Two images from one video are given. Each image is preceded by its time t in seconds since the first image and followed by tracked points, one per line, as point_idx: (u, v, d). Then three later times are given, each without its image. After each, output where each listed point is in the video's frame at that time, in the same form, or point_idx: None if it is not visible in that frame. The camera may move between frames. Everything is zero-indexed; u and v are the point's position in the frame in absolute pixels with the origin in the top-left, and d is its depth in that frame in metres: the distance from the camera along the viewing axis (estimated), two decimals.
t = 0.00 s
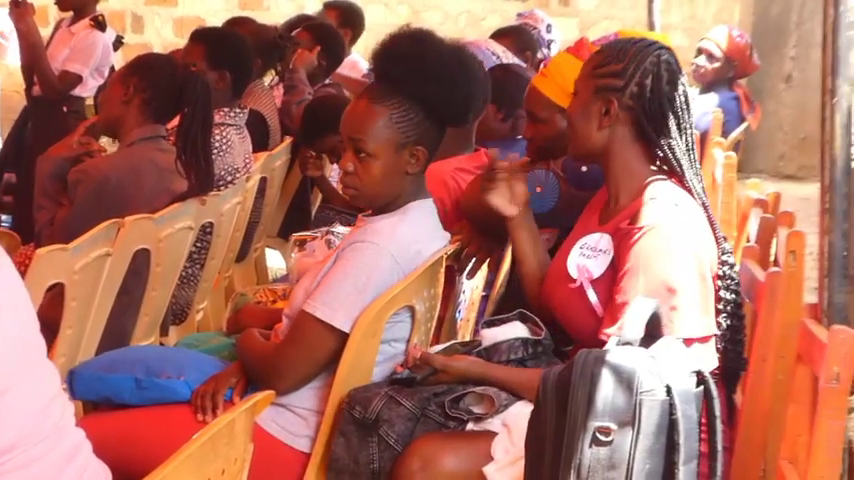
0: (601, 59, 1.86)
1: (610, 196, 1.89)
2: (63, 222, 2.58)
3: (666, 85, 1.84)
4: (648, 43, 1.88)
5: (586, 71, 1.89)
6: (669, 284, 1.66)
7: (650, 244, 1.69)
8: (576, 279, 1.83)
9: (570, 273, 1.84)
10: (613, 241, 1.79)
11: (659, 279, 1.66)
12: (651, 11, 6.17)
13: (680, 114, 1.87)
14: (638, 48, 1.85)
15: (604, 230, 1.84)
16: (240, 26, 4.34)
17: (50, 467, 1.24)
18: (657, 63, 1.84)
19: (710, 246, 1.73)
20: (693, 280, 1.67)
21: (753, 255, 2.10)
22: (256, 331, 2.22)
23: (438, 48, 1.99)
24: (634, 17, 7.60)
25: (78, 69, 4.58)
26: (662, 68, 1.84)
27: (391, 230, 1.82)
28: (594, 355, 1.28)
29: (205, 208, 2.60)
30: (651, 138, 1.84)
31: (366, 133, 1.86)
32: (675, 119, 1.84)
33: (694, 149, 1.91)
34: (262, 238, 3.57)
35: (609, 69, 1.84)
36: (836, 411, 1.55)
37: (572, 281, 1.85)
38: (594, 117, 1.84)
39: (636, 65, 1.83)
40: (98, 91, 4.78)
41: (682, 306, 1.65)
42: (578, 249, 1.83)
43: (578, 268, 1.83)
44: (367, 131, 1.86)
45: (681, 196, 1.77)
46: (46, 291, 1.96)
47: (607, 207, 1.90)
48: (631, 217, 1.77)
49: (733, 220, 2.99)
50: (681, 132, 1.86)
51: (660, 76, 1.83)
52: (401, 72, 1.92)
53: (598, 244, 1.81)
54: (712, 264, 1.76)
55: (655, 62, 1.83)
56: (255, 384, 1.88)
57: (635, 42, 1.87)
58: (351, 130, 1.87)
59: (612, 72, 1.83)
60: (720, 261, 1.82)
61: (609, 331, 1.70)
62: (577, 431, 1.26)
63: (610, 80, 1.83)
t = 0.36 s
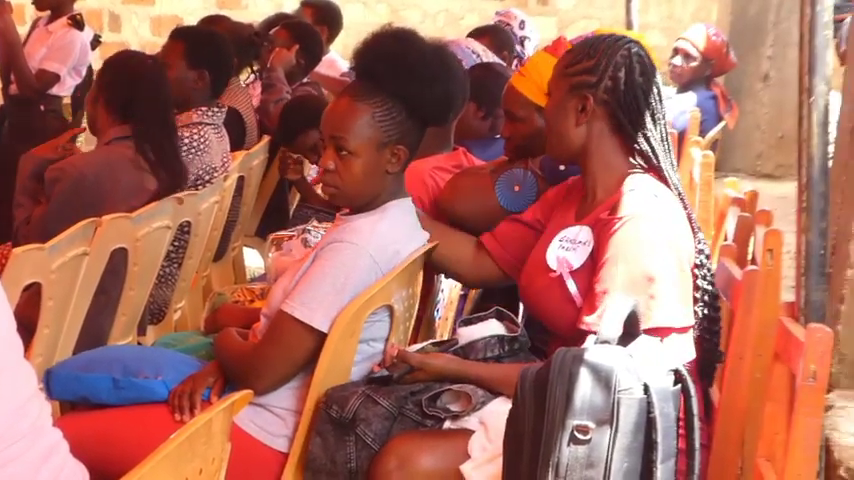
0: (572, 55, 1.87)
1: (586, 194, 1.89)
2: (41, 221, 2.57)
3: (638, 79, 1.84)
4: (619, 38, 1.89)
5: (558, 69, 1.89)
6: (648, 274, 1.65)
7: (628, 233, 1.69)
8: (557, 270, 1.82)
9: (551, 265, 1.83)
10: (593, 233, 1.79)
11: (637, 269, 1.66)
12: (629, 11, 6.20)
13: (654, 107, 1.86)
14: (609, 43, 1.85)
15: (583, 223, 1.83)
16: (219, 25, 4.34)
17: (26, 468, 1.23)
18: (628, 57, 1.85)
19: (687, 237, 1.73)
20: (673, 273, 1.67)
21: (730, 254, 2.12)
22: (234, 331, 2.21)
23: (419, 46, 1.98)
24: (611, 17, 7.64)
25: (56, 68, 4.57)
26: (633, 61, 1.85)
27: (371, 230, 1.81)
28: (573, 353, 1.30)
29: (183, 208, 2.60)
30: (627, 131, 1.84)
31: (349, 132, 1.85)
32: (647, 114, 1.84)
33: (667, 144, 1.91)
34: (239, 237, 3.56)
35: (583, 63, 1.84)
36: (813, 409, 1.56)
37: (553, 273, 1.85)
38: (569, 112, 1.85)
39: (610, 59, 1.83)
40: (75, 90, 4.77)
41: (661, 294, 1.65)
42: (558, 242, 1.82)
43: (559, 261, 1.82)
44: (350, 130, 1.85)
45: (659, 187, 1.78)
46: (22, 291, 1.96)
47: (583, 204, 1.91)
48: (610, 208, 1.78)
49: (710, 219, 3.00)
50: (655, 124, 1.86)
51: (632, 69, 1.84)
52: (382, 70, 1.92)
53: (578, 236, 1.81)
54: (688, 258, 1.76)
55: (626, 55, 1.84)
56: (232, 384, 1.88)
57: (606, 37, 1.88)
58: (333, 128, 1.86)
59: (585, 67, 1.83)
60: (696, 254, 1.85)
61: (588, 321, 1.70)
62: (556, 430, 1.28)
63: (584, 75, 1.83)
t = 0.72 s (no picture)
0: (516, 58, 1.89)
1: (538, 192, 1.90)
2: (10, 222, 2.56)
3: (583, 80, 1.86)
4: (562, 38, 1.91)
5: (504, 73, 1.90)
6: (598, 264, 1.68)
7: (577, 226, 1.70)
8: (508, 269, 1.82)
9: (501, 264, 1.83)
10: (543, 230, 1.79)
11: (586, 259, 1.68)
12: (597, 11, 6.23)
13: (599, 104, 1.88)
14: (553, 45, 1.87)
15: (533, 221, 1.83)
16: (189, 25, 4.34)
17: None
18: (572, 57, 1.87)
19: (639, 234, 1.76)
20: (624, 263, 1.70)
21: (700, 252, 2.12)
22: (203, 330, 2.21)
23: (389, 47, 2.00)
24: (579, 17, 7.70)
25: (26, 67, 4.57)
26: (578, 59, 1.87)
27: (340, 229, 1.81)
28: (543, 351, 1.30)
29: (151, 209, 2.59)
30: (574, 128, 1.84)
31: (320, 130, 1.85)
32: (594, 114, 1.86)
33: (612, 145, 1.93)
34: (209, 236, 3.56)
35: (527, 65, 1.86)
36: (781, 406, 1.56)
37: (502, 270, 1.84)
38: (519, 116, 1.86)
39: (554, 61, 1.85)
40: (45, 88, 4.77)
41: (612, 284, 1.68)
42: (508, 240, 1.82)
43: (509, 259, 1.82)
44: (321, 128, 1.85)
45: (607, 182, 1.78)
46: None
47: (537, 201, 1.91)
48: (559, 205, 1.78)
49: (679, 217, 3.01)
50: (601, 123, 1.88)
51: (577, 69, 1.86)
52: (354, 68, 1.93)
53: (528, 234, 1.81)
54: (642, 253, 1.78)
55: (571, 56, 1.86)
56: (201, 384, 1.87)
57: (549, 39, 1.90)
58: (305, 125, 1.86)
59: (530, 68, 1.85)
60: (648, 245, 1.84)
61: (541, 317, 1.71)
62: (525, 428, 1.28)
63: (531, 77, 1.85)
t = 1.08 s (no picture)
0: (487, 56, 1.89)
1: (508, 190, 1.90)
2: None
3: (554, 78, 1.87)
4: (532, 35, 1.93)
5: (473, 71, 1.90)
6: (571, 266, 1.68)
7: (548, 227, 1.70)
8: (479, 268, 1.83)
9: (473, 263, 1.84)
10: (513, 229, 1.80)
11: (558, 260, 1.68)
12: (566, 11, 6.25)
13: (569, 103, 1.89)
14: (523, 43, 1.89)
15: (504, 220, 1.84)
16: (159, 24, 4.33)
17: None
18: (543, 54, 1.89)
19: (609, 233, 1.76)
20: (592, 260, 1.70)
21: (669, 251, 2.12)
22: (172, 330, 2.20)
23: (360, 46, 2.00)
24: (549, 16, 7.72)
25: None
26: (549, 58, 1.89)
27: (310, 228, 1.81)
28: (513, 350, 1.29)
29: (120, 208, 2.58)
30: (546, 129, 1.85)
31: (291, 128, 1.85)
32: (565, 112, 1.87)
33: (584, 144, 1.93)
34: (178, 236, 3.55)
35: (498, 63, 1.87)
36: (749, 405, 1.56)
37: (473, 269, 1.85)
38: (490, 115, 1.86)
39: (524, 59, 1.87)
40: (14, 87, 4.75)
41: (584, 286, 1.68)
42: (479, 239, 1.83)
43: (480, 258, 1.83)
44: (292, 126, 1.85)
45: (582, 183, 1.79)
46: None
47: (507, 200, 1.91)
48: (531, 205, 1.78)
49: (649, 216, 3.01)
50: (571, 120, 1.88)
51: (548, 67, 1.87)
52: (325, 66, 1.93)
53: (498, 233, 1.82)
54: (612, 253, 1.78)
55: (541, 53, 1.88)
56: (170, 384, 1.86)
57: (519, 37, 1.91)
58: (275, 124, 1.85)
59: (500, 67, 1.86)
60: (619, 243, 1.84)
61: (511, 317, 1.70)
62: (496, 427, 1.27)
63: (501, 75, 1.85)
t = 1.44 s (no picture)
0: (465, 55, 1.89)
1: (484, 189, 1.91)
2: None
3: (531, 79, 1.86)
4: (512, 34, 1.92)
5: (450, 69, 1.91)
6: (546, 268, 1.67)
7: (523, 228, 1.70)
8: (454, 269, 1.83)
9: (447, 263, 1.83)
10: (489, 229, 1.80)
11: (534, 261, 1.68)
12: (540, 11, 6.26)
13: (546, 104, 1.88)
14: (501, 41, 1.88)
15: (480, 221, 1.84)
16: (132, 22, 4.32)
17: None
18: (521, 54, 1.87)
19: (583, 234, 1.76)
20: (568, 263, 1.70)
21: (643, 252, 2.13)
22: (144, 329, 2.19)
23: (335, 47, 2.00)
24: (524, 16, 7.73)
25: None
26: (526, 58, 1.87)
27: (284, 228, 1.80)
28: (487, 350, 1.29)
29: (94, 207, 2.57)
30: (521, 129, 1.85)
31: (261, 124, 1.84)
32: (541, 112, 1.87)
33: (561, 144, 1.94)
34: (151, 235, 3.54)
35: (475, 62, 1.86)
36: (724, 405, 1.55)
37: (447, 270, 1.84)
38: (465, 114, 1.87)
39: (501, 58, 1.86)
40: None
41: (560, 289, 1.68)
42: (455, 239, 1.83)
43: (455, 258, 1.82)
44: (262, 123, 1.84)
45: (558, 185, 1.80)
46: None
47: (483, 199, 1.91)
48: (507, 206, 1.79)
49: (623, 216, 3.02)
50: (550, 122, 1.88)
51: (525, 66, 1.86)
52: (296, 63, 1.93)
53: (474, 234, 1.82)
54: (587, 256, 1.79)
55: (518, 52, 1.87)
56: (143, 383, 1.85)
57: (498, 36, 1.91)
58: (245, 120, 1.85)
59: (477, 66, 1.86)
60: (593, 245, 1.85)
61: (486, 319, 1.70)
62: (469, 427, 1.27)
63: (477, 74, 1.85)
